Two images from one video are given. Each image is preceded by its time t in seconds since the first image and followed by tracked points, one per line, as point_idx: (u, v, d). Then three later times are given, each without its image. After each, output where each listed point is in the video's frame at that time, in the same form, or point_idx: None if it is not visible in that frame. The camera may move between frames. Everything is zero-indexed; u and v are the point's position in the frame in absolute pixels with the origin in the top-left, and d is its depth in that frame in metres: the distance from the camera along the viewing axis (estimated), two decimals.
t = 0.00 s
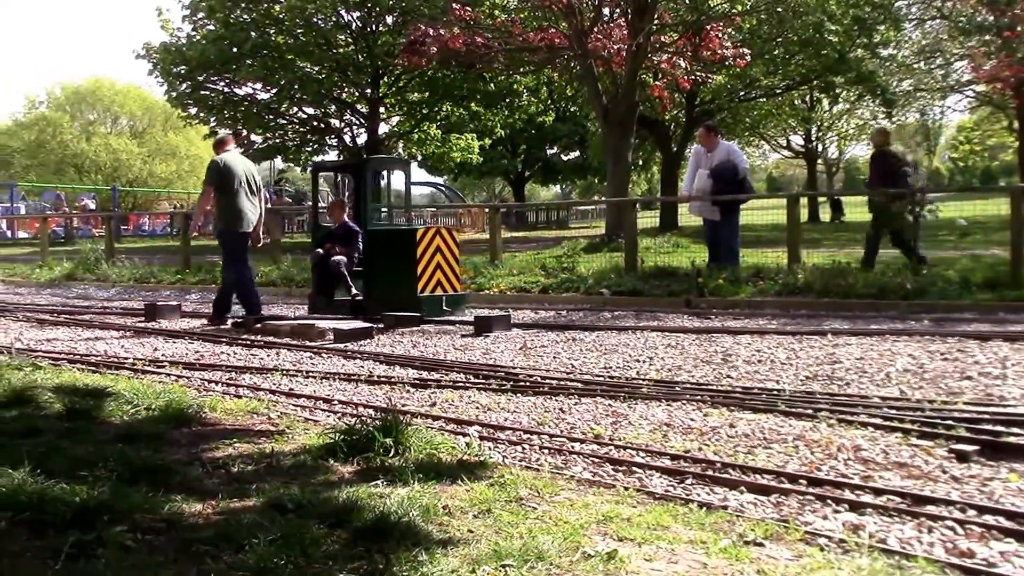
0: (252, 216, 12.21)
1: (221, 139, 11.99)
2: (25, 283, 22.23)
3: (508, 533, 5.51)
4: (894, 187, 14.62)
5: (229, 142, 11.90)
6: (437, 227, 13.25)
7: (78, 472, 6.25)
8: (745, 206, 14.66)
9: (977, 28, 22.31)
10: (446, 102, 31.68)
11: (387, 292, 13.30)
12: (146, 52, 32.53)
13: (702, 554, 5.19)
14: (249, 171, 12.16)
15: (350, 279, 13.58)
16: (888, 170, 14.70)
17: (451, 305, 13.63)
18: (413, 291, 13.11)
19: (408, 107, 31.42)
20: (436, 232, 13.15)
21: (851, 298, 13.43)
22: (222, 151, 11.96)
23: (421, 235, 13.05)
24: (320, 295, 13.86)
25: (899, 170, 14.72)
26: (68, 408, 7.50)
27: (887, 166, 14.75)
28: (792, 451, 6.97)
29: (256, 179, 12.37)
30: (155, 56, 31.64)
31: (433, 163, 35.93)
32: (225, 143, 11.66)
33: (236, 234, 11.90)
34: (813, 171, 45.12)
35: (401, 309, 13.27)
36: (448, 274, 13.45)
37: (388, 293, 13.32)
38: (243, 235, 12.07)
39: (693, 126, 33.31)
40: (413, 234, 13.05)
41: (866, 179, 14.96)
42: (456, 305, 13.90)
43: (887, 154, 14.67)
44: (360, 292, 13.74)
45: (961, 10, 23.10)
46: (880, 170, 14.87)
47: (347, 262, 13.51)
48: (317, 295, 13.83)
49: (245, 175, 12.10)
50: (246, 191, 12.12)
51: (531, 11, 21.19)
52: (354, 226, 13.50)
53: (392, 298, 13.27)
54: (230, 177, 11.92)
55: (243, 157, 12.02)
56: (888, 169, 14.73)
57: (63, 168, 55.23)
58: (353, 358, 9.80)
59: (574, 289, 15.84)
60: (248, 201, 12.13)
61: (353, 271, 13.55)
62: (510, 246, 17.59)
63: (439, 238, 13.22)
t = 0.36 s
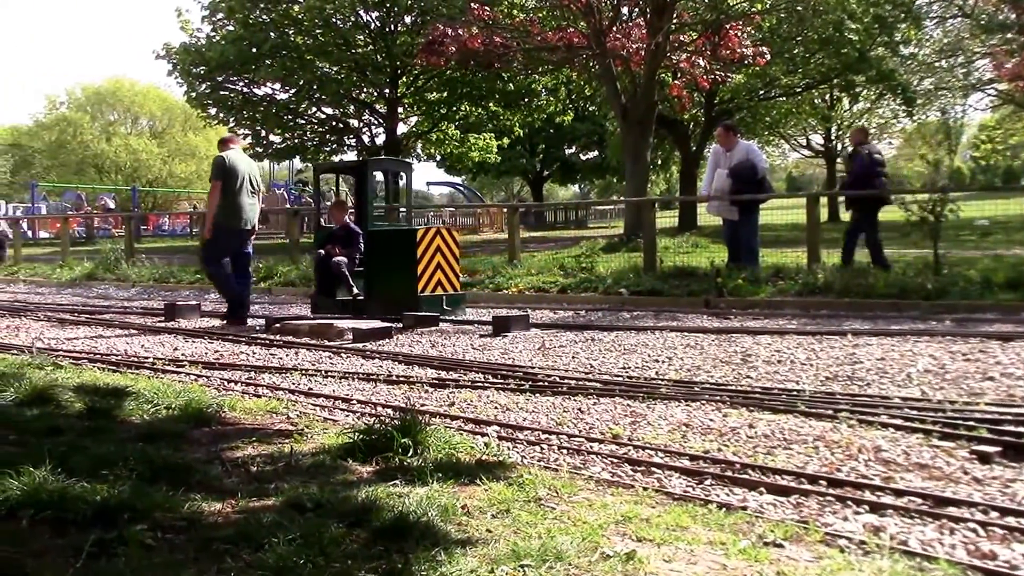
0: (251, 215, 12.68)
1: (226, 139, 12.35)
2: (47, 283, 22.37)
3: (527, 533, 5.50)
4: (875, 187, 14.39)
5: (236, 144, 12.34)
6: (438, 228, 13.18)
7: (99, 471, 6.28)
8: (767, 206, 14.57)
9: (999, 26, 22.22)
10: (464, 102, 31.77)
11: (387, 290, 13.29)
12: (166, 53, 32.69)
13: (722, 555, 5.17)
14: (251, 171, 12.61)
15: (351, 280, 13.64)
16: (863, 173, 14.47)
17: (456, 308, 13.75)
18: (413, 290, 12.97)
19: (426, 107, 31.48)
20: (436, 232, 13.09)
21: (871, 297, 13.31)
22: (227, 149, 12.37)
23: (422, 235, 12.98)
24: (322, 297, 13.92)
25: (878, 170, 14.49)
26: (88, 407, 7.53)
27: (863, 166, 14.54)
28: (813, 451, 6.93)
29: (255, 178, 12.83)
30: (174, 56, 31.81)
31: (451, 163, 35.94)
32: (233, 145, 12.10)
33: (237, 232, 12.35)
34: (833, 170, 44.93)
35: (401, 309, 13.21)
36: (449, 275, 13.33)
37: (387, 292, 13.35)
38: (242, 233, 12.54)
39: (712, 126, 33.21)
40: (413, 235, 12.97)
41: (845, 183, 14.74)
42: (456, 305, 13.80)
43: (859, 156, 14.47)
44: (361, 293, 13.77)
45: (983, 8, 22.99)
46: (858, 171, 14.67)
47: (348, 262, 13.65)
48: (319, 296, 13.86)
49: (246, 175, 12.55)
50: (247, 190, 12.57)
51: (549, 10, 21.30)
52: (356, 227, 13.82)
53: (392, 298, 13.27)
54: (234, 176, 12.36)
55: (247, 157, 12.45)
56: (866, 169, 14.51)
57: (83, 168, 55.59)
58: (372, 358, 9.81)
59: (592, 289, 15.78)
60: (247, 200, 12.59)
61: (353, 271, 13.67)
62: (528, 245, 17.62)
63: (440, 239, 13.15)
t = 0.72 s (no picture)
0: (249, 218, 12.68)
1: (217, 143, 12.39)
2: (68, 283, 22.50)
3: (546, 533, 5.50)
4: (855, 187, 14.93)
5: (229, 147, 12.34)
6: (439, 228, 13.29)
7: (119, 470, 6.30)
8: (785, 205, 14.58)
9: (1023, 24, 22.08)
10: (482, 102, 31.98)
11: (389, 291, 13.33)
12: (186, 54, 32.84)
13: (742, 556, 5.14)
14: (245, 174, 12.62)
15: (353, 279, 13.86)
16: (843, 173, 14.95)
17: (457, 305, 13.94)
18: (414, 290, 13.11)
19: (445, 106, 31.50)
20: (437, 233, 13.25)
21: (892, 298, 13.25)
22: (219, 154, 12.38)
23: (423, 236, 13.09)
24: (325, 296, 14.10)
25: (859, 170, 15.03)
26: (109, 406, 7.56)
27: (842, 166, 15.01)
28: (832, 452, 6.89)
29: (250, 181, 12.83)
30: (194, 57, 31.97)
31: (469, 163, 35.94)
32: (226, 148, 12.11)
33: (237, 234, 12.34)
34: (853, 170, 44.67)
35: (402, 309, 13.29)
36: (449, 273, 13.51)
37: (389, 293, 13.35)
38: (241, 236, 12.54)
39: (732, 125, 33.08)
40: (415, 236, 13.08)
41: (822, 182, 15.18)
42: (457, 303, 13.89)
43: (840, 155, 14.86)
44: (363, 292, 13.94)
45: (1006, 7, 22.83)
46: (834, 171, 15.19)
47: (351, 262, 13.90)
48: (322, 295, 14.07)
49: (242, 179, 12.54)
50: (243, 193, 12.56)
51: (567, 10, 21.34)
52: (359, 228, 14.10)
53: (392, 297, 13.28)
54: (229, 180, 12.37)
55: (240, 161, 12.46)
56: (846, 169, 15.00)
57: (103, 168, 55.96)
58: (390, 357, 9.83)
59: (611, 289, 15.73)
60: (244, 203, 12.59)
61: (357, 271, 13.88)
62: (546, 245, 17.60)
63: (440, 239, 13.29)
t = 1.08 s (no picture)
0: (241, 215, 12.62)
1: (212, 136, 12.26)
2: (88, 283, 22.64)
3: (565, 533, 5.49)
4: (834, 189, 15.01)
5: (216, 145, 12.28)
6: (440, 228, 13.26)
7: (139, 469, 6.33)
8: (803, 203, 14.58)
9: None
10: (501, 102, 31.86)
11: (392, 289, 13.27)
12: (205, 54, 33.01)
13: (761, 557, 5.12)
14: (236, 172, 12.56)
15: (356, 279, 13.79)
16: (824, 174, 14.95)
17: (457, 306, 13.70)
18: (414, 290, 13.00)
19: (463, 106, 31.48)
20: (438, 232, 13.18)
21: (912, 298, 13.19)
22: (207, 153, 12.36)
23: (423, 236, 12.98)
24: (327, 298, 14.08)
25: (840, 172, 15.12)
26: (129, 406, 7.60)
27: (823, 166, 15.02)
28: (852, 453, 6.85)
29: (242, 178, 12.79)
30: (213, 58, 32.10)
31: (487, 163, 35.93)
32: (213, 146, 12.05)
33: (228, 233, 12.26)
34: (873, 169, 44.45)
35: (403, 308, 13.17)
36: (450, 274, 13.41)
37: (390, 292, 13.30)
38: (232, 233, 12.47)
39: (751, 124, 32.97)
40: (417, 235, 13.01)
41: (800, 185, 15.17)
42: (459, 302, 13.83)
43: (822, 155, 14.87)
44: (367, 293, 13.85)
45: None
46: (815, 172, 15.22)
47: (353, 263, 13.85)
48: (326, 297, 14.01)
49: (231, 177, 12.47)
50: (233, 191, 12.52)
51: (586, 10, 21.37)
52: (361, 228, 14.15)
53: (395, 298, 13.22)
54: (217, 177, 12.31)
55: (228, 159, 12.40)
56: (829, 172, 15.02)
57: (123, 169, 56.31)
58: (408, 357, 9.83)
59: (630, 289, 15.68)
60: (234, 202, 12.54)
61: (359, 271, 13.84)
62: (564, 246, 17.63)
63: (441, 239, 13.24)
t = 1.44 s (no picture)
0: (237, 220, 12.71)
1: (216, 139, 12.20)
2: (108, 283, 22.77)
3: (582, 533, 5.48)
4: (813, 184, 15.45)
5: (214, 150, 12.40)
6: (441, 229, 13.53)
7: (157, 468, 6.35)
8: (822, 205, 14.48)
9: None
10: (517, 101, 31.83)
11: (393, 288, 13.51)
12: (223, 55, 33.12)
13: (779, 558, 5.10)
14: (234, 177, 12.68)
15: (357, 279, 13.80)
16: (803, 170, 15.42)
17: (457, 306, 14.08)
18: (414, 289, 13.36)
19: (480, 106, 31.51)
20: (439, 232, 13.49)
21: (932, 298, 13.08)
22: (205, 158, 12.50)
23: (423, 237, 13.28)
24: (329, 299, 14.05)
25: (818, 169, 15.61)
26: (148, 405, 7.64)
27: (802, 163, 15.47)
28: (871, 454, 6.81)
29: (241, 184, 12.88)
30: (231, 58, 32.23)
31: (504, 163, 35.96)
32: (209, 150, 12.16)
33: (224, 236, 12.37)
34: (892, 168, 44.15)
35: (405, 307, 13.46)
36: (450, 274, 13.80)
37: (392, 291, 13.55)
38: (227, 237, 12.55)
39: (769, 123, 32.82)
40: (418, 236, 13.35)
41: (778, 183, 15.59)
42: (458, 301, 14.22)
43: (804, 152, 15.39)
44: (368, 293, 13.90)
45: None
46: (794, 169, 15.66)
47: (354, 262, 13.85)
48: (326, 297, 14.01)
49: (228, 181, 12.58)
50: (230, 195, 12.61)
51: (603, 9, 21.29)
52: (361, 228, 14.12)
53: (393, 297, 13.51)
54: (212, 182, 12.42)
55: (226, 164, 12.52)
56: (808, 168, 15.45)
57: (142, 169, 56.63)
58: (426, 357, 9.85)
59: (647, 289, 15.65)
60: (231, 206, 12.64)
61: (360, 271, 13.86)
62: (581, 245, 17.61)
63: (441, 239, 13.49)
